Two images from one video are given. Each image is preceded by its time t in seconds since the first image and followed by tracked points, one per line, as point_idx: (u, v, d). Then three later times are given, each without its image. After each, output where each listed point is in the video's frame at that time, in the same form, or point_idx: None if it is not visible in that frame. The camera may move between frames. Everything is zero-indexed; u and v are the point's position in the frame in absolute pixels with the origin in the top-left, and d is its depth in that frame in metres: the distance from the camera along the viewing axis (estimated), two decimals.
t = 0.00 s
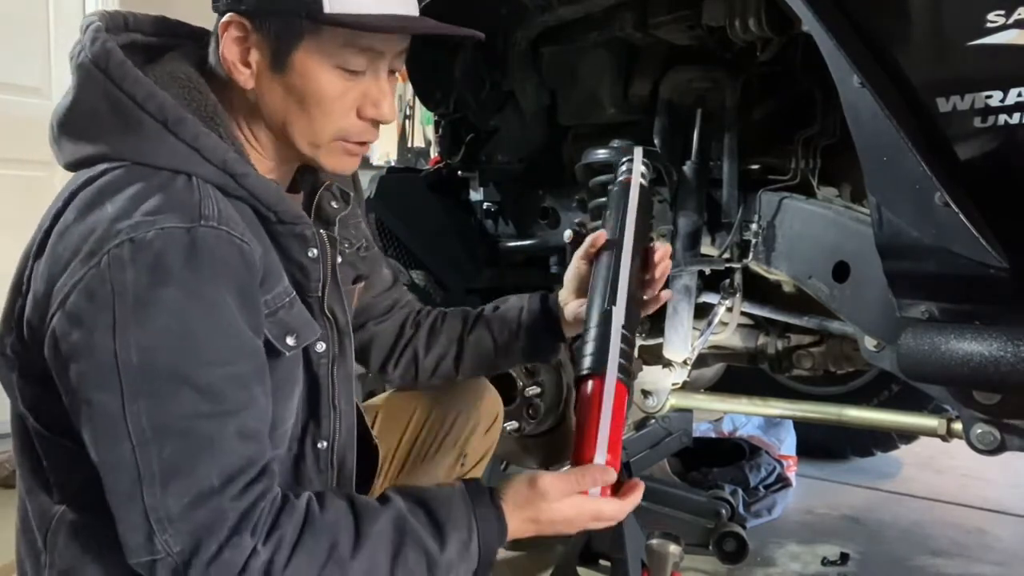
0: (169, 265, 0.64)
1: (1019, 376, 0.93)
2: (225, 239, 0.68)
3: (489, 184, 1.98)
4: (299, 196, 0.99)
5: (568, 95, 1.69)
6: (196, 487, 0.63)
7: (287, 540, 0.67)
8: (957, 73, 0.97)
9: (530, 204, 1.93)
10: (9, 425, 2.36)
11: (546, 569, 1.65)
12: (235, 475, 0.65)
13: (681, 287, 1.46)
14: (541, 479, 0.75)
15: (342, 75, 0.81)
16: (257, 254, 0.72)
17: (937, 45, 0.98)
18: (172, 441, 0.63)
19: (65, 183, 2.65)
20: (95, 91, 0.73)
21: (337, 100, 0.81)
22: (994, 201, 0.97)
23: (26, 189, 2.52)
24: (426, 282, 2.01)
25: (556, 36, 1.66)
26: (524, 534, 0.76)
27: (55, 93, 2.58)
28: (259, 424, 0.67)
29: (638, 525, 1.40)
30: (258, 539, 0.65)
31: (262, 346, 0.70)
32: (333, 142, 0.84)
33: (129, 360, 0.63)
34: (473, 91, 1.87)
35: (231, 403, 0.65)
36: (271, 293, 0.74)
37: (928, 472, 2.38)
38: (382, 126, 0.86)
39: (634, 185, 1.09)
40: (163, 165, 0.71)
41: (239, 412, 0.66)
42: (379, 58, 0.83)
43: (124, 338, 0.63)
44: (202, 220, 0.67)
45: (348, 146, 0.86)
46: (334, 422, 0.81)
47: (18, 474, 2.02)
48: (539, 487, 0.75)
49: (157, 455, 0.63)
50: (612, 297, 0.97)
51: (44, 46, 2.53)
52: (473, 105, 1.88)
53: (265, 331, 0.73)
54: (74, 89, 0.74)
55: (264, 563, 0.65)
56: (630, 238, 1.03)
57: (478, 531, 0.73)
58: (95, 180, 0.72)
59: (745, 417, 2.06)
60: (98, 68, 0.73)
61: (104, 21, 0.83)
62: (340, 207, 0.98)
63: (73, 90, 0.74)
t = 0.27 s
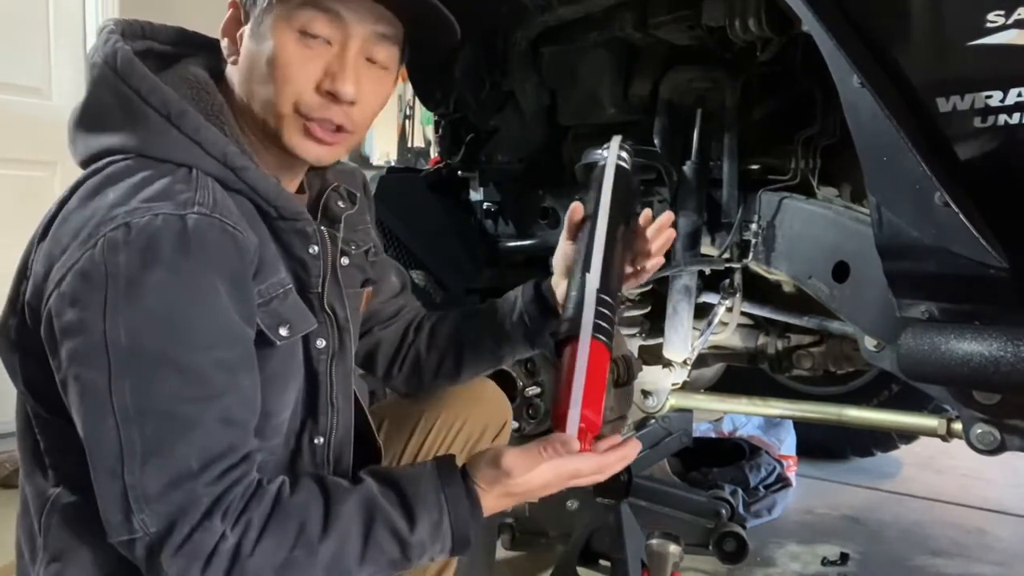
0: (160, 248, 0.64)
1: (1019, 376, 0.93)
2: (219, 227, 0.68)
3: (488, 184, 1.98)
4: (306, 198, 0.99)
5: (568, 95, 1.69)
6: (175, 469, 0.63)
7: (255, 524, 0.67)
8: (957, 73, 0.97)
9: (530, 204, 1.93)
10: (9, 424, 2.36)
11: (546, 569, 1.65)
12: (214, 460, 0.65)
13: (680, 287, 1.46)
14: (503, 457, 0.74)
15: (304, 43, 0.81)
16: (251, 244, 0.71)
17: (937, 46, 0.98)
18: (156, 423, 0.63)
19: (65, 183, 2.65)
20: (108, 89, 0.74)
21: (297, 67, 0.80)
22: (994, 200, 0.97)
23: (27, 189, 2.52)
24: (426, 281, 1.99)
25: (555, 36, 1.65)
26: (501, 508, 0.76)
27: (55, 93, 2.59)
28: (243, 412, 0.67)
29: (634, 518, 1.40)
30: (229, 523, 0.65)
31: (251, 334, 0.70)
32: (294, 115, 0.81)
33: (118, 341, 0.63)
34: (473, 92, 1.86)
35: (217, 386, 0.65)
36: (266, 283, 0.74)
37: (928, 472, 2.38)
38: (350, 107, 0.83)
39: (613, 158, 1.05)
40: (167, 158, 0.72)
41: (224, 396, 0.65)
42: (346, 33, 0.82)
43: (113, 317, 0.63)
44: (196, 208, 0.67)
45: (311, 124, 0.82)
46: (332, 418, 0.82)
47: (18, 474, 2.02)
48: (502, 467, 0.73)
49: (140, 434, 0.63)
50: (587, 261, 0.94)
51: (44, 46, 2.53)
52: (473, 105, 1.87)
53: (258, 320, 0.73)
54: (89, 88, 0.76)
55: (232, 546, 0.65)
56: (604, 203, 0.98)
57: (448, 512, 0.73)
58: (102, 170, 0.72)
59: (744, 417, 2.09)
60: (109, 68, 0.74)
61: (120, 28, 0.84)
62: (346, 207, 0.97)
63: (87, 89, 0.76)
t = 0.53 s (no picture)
0: (148, 247, 0.64)
1: (1019, 376, 0.93)
2: (206, 227, 0.68)
3: (489, 184, 2.01)
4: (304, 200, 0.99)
5: (567, 95, 1.69)
6: (159, 465, 0.63)
7: (239, 521, 0.66)
8: (958, 74, 0.97)
9: (529, 206, 1.97)
10: (10, 424, 2.36)
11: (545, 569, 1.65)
12: (200, 456, 0.65)
13: (680, 287, 1.46)
14: (485, 461, 0.73)
15: (293, 48, 0.81)
16: (240, 244, 0.72)
17: (937, 46, 0.98)
18: (141, 420, 0.63)
19: (65, 183, 2.65)
20: (105, 95, 0.74)
21: (285, 71, 0.80)
22: (994, 200, 0.97)
23: (26, 189, 2.52)
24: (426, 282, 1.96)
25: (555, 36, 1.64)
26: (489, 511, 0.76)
27: (55, 93, 2.59)
28: (229, 410, 0.67)
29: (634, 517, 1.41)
30: (211, 520, 0.65)
31: (238, 332, 0.70)
32: (280, 120, 0.81)
33: (105, 339, 0.63)
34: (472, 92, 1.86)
35: (200, 383, 0.65)
36: (257, 282, 0.74)
37: (928, 472, 2.38)
38: (337, 114, 0.82)
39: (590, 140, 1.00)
40: (162, 161, 0.72)
41: (208, 395, 0.65)
42: (337, 41, 0.82)
43: (101, 314, 0.63)
44: (184, 209, 0.68)
45: (297, 128, 0.82)
46: (327, 416, 0.82)
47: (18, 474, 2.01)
48: (484, 472, 0.72)
49: (126, 431, 0.63)
50: (565, 257, 0.91)
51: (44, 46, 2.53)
52: (473, 105, 1.86)
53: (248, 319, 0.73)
54: (88, 91, 0.76)
55: (214, 543, 0.65)
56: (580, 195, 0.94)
57: (430, 515, 0.72)
58: (98, 171, 0.72)
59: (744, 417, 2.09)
60: (105, 74, 0.74)
61: (121, 34, 0.83)
62: (344, 209, 0.97)
63: (86, 94, 0.76)
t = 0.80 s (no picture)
0: (150, 246, 0.64)
1: (1019, 376, 0.93)
2: (207, 227, 0.68)
3: (489, 184, 2.01)
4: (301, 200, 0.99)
5: (567, 95, 1.69)
6: (166, 463, 0.63)
7: (247, 518, 0.67)
8: (958, 74, 0.97)
9: (529, 206, 1.97)
10: (10, 424, 2.36)
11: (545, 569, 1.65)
12: (205, 454, 0.65)
13: (680, 287, 1.47)
14: (493, 460, 0.73)
15: (295, 51, 0.81)
16: (241, 244, 0.72)
17: (937, 46, 0.98)
18: (147, 419, 0.63)
19: (65, 182, 2.65)
20: (105, 96, 0.74)
21: (289, 75, 0.80)
22: (995, 200, 0.97)
23: (26, 189, 2.52)
24: (426, 282, 1.95)
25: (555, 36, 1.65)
26: (493, 509, 0.75)
27: (55, 93, 2.59)
28: (233, 408, 0.67)
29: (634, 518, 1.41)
30: (220, 516, 0.65)
31: (241, 331, 0.70)
32: (285, 122, 0.81)
33: (109, 339, 0.63)
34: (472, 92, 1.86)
35: (205, 382, 0.65)
36: (258, 281, 0.74)
37: (928, 471, 2.38)
38: (341, 115, 0.83)
39: (592, 134, 1.01)
40: (160, 160, 0.72)
41: (212, 393, 0.65)
42: (339, 44, 0.82)
43: (104, 313, 0.63)
44: (185, 208, 0.68)
45: (302, 130, 0.82)
46: (328, 414, 0.82)
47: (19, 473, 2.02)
48: (491, 471, 0.72)
49: (131, 431, 0.63)
50: (568, 254, 0.91)
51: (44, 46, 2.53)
52: (473, 105, 1.86)
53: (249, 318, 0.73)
54: (87, 91, 0.75)
55: (223, 539, 0.65)
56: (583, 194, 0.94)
57: (438, 512, 0.72)
58: (98, 172, 0.72)
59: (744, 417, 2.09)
60: (105, 74, 0.74)
61: (118, 35, 0.84)
62: (341, 209, 0.96)
63: (85, 94, 0.75)
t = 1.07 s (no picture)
0: (155, 240, 0.65)
1: (1019, 376, 0.93)
2: (211, 220, 0.68)
3: (489, 184, 2.00)
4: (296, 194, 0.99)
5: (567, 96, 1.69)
6: (190, 452, 0.63)
7: (288, 503, 0.67)
8: (958, 74, 0.97)
9: (529, 205, 1.94)
10: (9, 424, 2.36)
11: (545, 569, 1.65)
12: (231, 441, 0.65)
13: (679, 287, 1.47)
14: (528, 430, 0.75)
15: (321, 77, 0.80)
16: (244, 237, 0.71)
17: (937, 46, 0.98)
18: (167, 411, 0.63)
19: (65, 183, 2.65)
20: (95, 91, 0.74)
21: (319, 104, 0.81)
22: (995, 200, 0.97)
23: (27, 189, 2.52)
24: (426, 282, 1.92)
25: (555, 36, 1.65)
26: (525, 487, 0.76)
27: (55, 93, 2.59)
28: (251, 395, 0.67)
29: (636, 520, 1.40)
30: (258, 501, 0.66)
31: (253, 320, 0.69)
32: (315, 142, 0.84)
33: (121, 334, 0.63)
34: (472, 91, 1.88)
35: (221, 371, 0.65)
36: (260, 275, 0.74)
37: (928, 472, 2.38)
38: (366, 127, 0.85)
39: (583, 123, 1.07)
40: (153, 158, 0.72)
41: (231, 381, 0.65)
42: (361, 61, 0.82)
43: (113, 310, 0.63)
44: (187, 202, 0.67)
45: (331, 146, 0.85)
46: (329, 410, 0.82)
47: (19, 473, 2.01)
48: (528, 440, 0.74)
49: (151, 424, 0.63)
50: (575, 235, 0.98)
51: (44, 46, 2.53)
52: (473, 104, 1.88)
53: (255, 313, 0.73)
54: (76, 90, 0.76)
55: (265, 524, 0.66)
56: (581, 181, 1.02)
57: (477, 490, 0.72)
58: (92, 171, 0.73)
59: (744, 417, 2.06)
60: (95, 69, 0.74)
61: (105, 32, 0.86)
62: (333, 207, 0.97)
63: (75, 93, 0.75)
